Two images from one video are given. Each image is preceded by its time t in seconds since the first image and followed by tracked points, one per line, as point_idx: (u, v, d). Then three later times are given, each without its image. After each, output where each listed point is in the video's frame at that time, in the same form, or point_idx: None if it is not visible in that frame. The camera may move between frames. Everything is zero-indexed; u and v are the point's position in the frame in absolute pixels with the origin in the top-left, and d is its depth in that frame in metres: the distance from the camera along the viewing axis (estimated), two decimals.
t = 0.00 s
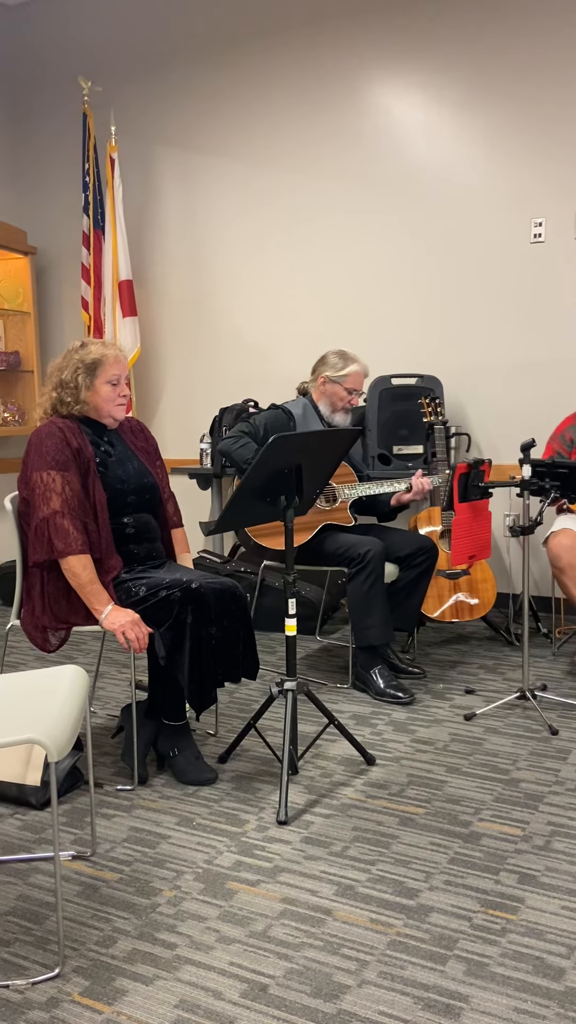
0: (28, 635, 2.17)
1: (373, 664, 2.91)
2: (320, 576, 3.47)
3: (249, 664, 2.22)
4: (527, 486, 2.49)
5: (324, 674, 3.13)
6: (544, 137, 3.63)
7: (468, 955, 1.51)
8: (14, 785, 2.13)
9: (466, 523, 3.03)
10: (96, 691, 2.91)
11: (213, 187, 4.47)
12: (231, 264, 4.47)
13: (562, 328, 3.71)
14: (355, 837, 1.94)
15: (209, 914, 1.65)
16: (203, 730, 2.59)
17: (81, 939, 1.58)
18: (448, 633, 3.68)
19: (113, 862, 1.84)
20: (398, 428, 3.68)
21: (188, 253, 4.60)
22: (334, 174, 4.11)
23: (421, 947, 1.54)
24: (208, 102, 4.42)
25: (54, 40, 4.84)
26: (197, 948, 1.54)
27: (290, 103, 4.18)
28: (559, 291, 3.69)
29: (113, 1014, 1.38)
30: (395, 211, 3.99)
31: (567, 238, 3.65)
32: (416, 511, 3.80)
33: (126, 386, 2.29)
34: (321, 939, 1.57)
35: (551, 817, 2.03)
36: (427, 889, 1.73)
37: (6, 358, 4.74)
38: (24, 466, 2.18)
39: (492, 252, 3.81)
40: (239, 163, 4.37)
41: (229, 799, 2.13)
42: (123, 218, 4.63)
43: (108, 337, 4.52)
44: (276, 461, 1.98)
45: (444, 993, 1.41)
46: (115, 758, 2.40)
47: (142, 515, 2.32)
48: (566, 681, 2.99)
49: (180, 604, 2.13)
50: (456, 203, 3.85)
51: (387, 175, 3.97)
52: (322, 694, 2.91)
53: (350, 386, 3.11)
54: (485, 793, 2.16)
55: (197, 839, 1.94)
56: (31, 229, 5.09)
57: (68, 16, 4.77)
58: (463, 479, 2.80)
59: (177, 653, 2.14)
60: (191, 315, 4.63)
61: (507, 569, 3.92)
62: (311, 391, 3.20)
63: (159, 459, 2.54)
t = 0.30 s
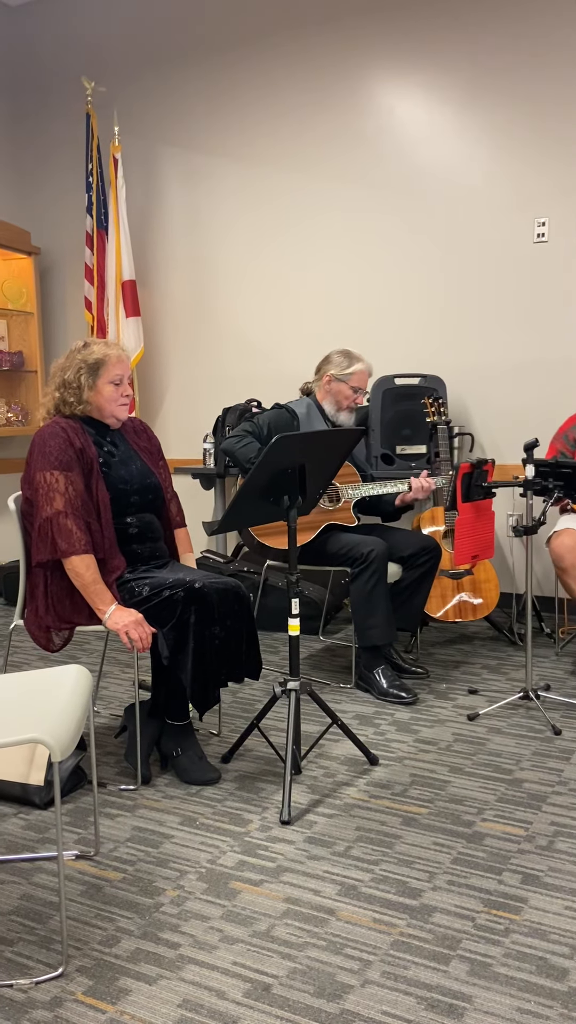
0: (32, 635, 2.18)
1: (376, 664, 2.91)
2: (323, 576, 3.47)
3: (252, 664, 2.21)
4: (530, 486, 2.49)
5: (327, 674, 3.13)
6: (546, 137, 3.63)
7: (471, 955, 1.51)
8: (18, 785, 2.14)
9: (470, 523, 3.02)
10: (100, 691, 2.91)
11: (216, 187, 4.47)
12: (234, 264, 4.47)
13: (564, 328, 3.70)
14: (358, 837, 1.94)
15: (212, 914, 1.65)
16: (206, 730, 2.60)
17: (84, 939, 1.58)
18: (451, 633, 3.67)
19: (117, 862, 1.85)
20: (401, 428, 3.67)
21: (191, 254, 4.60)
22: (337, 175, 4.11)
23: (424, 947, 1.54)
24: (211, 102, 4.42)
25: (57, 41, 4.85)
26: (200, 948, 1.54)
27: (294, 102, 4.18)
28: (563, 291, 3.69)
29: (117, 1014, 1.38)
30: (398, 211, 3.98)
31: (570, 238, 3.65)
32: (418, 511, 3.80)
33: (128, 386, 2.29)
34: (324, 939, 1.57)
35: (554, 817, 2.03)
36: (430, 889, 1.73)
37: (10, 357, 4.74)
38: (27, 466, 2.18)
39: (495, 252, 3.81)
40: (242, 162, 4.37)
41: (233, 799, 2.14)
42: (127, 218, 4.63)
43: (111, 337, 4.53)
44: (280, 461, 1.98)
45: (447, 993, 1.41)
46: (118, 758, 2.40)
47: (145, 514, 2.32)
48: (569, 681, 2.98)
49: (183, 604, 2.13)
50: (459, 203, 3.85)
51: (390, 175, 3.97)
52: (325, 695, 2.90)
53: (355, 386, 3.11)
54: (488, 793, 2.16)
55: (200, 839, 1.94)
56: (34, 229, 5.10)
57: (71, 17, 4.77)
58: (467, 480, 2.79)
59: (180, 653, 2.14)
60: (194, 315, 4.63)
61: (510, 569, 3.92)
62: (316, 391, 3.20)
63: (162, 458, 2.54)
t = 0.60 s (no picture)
0: (34, 635, 2.18)
1: (378, 663, 2.91)
2: (325, 576, 3.47)
3: (254, 663, 2.21)
4: (533, 486, 2.48)
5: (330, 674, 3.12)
6: (548, 137, 3.63)
7: (473, 955, 1.51)
8: (20, 785, 2.14)
9: (472, 523, 3.02)
10: (102, 691, 2.92)
11: (218, 187, 4.47)
12: (237, 264, 4.47)
13: (566, 328, 3.70)
14: (360, 837, 1.94)
15: (215, 913, 1.65)
16: (209, 730, 2.59)
17: (86, 939, 1.58)
18: (453, 633, 3.67)
19: (119, 862, 1.85)
20: (403, 428, 3.67)
21: (193, 254, 4.60)
22: (340, 175, 4.11)
23: (427, 947, 1.54)
24: (213, 103, 4.42)
25: (59, 41, 4.85)
26: (202, 948, 1.54)
27: (296, 102, 4.18)
28: (565, 291, 3.69)
29: (119, 1014, 1.38)
30: (401, 212, 3.98)
31: (573, 238, 3.64)
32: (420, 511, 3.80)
33: (131, 386, 2.29)
34: (326, 939, 1.57)
35: (557, 816, 2.03)
36: (433, 889, 1.73)
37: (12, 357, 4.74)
38: (29, 466, 2.19)
39: (498, 252, 3.80)
40: (245, 162, 4.37)
41: (235, 798, 2.13)
42: (129, 218, 4.64)
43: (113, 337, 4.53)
44: (282, 461, 1.98)
45: (450, 993, 1.41)
46: (121, 757, 2.40)
47: (147, 514, 2.32)
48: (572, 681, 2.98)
49: (186, 604, 2.13)
50: (461, 204, 3.85)
51: (393, 175, 3.97)
52: (328, 695, 2.90)
53: (355, 384, 3.11)
54: (491, 793, 2.16)
55: (203, 839, 1.94)
56: (37, 230, 5.10)
57: (74, 17, 4.78)
58: (469, 480, 2.77)
59: (183, 653, 2.14)
60: (197, 315, 4.63)
61: (513, 569, 3.92)
62: (317, 391, 3.20)
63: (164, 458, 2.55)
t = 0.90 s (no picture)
0: (36, 635, 2.18)
1: (379, 663, 2.91)
2: (326, 576, 3.47)
3: (256, 663, 2.21)
4: (534, 486, 2.48)
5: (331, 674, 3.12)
6: (548, 137, 3.63)
7: (474, 955, 1.51)
8: (22, 785, 2.14)
9: (473, 524, 3.02)
10: (103, 691, 2.92)
11: (220, 187, 4.47)
12: (238, 264, 4.47)
13: (567, 328, 3.70)
14: (361, 837, 1.94)
15: (216, 913, 1.65)
16: (210, 730, 2.59)
17: (87, 939, 1.58)
18: (455, 633, 3.67)
19: (120, 862, 1.85)
20: (404, 428, 3.67)
21: (194, 254, 4.60)
22: (342, 175, 4.11)
23: (428, 947, 1.54)
24: (214, 103, 4.42)
25: (60, 42, 4.86)
26: (204, 948, 1.54)
27: (298, 102, 4.18)
28: (566, 292, 3.69)
29: (120, 1014, 1.38)
30: (402, 212, 3.98)
31: (574, 237, 3.64)
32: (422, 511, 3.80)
33: (131, 386, 2.30)
34: (327, 939, 1.57)
35: (558, 816, 2.02)
36: (434, 889, 1.73)
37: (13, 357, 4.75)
38: (30, 466, 2.19)
39: (499, 252, 3.80)
40: (246, 162, 4.37)
41: (236, 799, 2.13)
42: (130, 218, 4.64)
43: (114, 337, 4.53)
44: (283, 461, 1.98)
45: (451, 993, 1.41)
46: (122, 757, 2.40)
47: (148, 514, 2.32)
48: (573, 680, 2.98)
49: (187, 604, 2.13)
50: (462, 203, 3.85)
51: (393, 175, 3.97)
52: (329, 695, 2.90)
53: (354, 382, 3.11)
54: (492, 793, 2.16)
55: (204, 839, 1.94)
56: (37, 230, 5.10)
57: (75, 17, 4.78)
58: (470, 480, 2.78)
59: (183, 653, 2.14)
60: (198, 315, 4.64)
61: (514, 569, 3.91)
62: (316, 391, 3.21)
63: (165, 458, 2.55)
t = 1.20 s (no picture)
0: (36, 634, 2.18)
1: (379, 663, 2.91)
2: (326, 576, 3.48)
3: (256, 664, 2.21)
4: (533, 486, 2.49)
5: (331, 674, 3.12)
6: (549, 137, 3.63)
7: (474, 955, 1.51)
8: (22, 785, 2.14)
9: (474, 524, 3.02)
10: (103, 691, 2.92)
11: (220, 187, 4.47)
12: (238, 264, 4.47)
13: (567, 328, 3.70)
14: (362, 837, 1.94)
15: (216, 914, 1.65)
16: (210, 730, 2.60)
17: (87, 939, 1.58)
18: (455, 633, 3.67)
19: (120, 862, 1.85)
20: (404, 428, 3.67)
21: (195, 254, 4.60)
22: (342, 175, 4.11)
23: (428, 947, 1.54)
24: (214, 103, 4.42)
25: (60, 42, 4.85)
26: (204, 948, 1.54)
27: (298, 102, 4.18)
28: (567, 292, 3.68)
29: (121, 1014, 1.38)
30: (402, 212, 3.98)
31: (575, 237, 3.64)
32: (422, 511, 3.80)
33: (132, 386, 2.30)
34: (327, 939, 1.57)
35: (558, 816, 2.02)
36: (434, 889, 1.73)
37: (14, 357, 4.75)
38: (31, 466, 2.19)
39: (500, 251, 3.80)
40: (246, 163, 4.37)
41: (236, 799, 2.13)
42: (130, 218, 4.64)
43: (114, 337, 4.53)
44: (283, 461, 1.98)
45: (451, 993, 1.41)
46: (122, 757, 2.40)
47: (149, 514, 2.32)
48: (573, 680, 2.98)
49: (187, 604, 2.13)
50: (462, 203, 3.85)
51: (394, 175, 3.97)
52: (329, 694, 2.90)
53: (348, 380, 3.09)
54: (492, 793, 2.16)
55: (204, 839, 1.94)
56: (38, 230, 5.10)
57: (75, 17, 4.78)
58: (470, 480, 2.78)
59: (184, 653, 2.14)
60: (198, 315, 4.64)
61: (514, 569, 3.91)
62: (315, 390, 3.21)
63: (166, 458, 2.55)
